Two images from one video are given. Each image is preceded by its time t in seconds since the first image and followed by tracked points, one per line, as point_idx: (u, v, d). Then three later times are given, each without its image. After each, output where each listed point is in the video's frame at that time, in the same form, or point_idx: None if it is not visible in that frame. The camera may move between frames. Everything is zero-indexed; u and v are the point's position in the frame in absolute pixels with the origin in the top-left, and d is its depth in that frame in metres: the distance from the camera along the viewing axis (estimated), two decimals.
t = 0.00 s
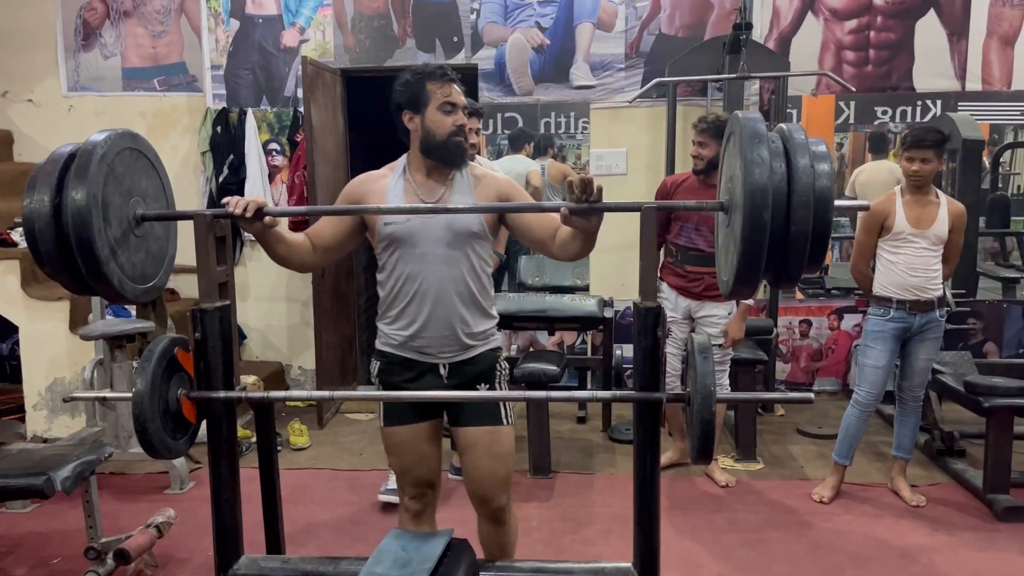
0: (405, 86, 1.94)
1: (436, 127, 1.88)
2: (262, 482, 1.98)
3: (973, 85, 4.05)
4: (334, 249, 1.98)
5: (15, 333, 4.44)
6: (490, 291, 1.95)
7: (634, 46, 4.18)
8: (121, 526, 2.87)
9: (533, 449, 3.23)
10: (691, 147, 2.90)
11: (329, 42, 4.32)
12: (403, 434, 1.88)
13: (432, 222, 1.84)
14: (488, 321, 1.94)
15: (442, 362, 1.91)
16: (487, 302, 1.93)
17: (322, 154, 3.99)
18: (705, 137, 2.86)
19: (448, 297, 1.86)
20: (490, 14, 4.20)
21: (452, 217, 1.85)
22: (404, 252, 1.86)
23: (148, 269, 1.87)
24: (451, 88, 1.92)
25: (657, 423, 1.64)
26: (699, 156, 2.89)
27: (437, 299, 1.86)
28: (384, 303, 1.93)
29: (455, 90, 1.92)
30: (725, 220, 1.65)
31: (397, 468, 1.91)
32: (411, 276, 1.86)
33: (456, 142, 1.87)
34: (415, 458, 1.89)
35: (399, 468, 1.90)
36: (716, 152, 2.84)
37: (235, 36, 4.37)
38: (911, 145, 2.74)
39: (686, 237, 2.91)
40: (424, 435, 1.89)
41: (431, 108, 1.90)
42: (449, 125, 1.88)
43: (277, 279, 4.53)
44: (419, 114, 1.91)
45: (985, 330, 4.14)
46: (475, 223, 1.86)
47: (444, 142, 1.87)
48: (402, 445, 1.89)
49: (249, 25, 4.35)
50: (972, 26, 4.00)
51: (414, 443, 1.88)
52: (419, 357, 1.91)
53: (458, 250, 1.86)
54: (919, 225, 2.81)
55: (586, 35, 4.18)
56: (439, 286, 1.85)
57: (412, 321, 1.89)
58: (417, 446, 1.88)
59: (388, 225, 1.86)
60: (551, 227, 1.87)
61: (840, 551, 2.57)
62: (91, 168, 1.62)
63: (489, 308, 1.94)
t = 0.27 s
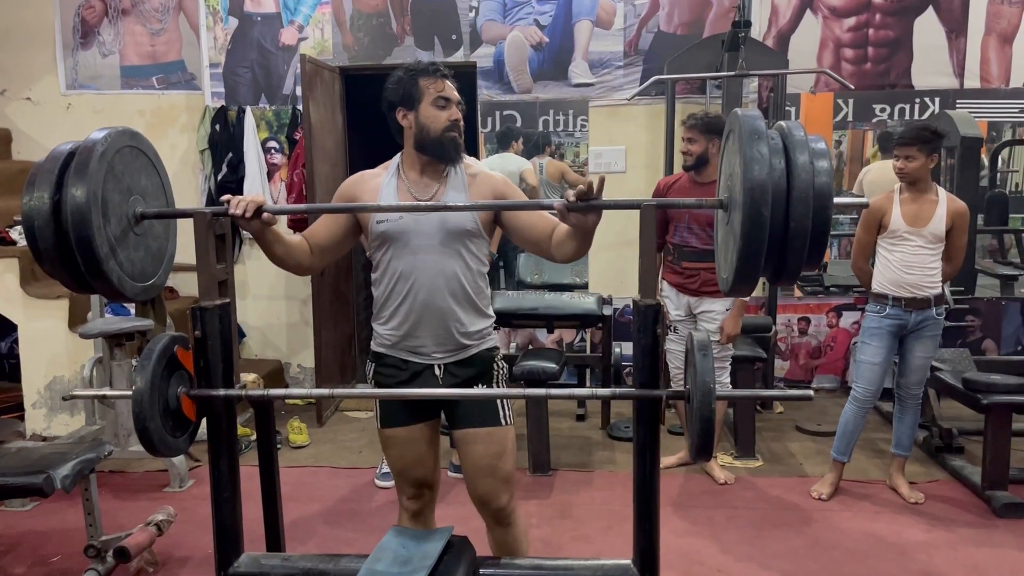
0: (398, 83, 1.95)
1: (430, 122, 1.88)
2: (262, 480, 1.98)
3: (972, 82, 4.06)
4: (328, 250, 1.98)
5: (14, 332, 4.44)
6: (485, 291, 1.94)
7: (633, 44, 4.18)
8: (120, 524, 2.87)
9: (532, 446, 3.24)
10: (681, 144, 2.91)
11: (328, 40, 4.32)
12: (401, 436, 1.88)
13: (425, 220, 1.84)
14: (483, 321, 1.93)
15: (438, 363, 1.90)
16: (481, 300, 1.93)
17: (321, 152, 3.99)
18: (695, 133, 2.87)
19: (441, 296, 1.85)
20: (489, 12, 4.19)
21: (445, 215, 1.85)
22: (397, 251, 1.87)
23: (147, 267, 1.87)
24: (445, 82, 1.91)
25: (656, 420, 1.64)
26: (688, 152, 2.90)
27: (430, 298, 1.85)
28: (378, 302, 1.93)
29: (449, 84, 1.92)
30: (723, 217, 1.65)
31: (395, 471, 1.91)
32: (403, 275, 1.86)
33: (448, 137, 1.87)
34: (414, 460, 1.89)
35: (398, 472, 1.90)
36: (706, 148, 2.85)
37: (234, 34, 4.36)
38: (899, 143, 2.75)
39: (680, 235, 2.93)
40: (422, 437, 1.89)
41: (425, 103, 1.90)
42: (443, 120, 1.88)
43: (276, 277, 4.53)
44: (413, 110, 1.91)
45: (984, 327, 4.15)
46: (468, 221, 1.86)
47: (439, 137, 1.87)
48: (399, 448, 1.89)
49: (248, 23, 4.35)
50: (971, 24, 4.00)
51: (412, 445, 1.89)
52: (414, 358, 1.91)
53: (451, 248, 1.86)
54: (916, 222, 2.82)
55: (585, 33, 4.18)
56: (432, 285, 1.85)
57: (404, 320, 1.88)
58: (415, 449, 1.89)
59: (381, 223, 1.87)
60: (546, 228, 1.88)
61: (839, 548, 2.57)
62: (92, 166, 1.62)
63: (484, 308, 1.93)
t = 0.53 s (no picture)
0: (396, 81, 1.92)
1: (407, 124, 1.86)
2: (264, 477, 1.98)
3: (972, 80, 4.06)
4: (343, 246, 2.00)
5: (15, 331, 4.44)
6: (497, 288, 1.93)
7: (633, 42, 4.18)
8: (122, 523, 2.88)
9: (533, 444, 3.24)
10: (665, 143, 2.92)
11: (328, 38, 4.31)
12: (412, 434, 1.88)
13: (439, 217, 1.83)
14: (494, 319, 1.92)
15: (449, 361, 1.90)
16: (493, 298, 1.92)
17: (321, 150, 3.99)
18: (676, 132, 2.89)
19: (453, 293, 1.85)
20: (489, 10, 4.19)
21: (459, 211, 1.84)
22: (410, 247, 1.86)
23: (148, 266, 1.86)
24: (439, 79, 1.83)
25: (658, 418, 1.64)
26: (672, 152, 2.91)
27: (442, 295, 1.85)
28: (389, 297, 1.92)
29: (443, 81, 1.84)
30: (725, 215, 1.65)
31: (404, 469, 1.91)
32: (416, 271, 1.85)
33: (422, 137, 1.83)
34: (424, 458, 1.89)
35: (406, 469, 1.90)
36: (689, 146, 2.86)
37: (234, 33, 4.36)
38: (895, 141, 2.75)
39: (674, 234, 2.92)
40: (432, 435, 1.89)
41: (417, 99, 1.84)
42: (416, 119, 1.83)
43: (277, 276, 4.53)
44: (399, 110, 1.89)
45: (984, 324, 4.15)
46: (484, 218, 1.85)
47: (422, 134, 1.83)
48: (410, 446, 1.89)
49: (247, 21, 4.35)
50: (971, 21, 4.00)
51: (422, 443, 1.88)
52: (424, 354, 1.91)
53: (464, 245, 1.85)
54: (916, 220, 2.81)
55: (585, 31, 4.17)
56: (444, 282, 1.84)
57: (415, 317, 1.88)
58: (425, 446, 1.89)
59: (394, 219, 1.86)
60: (559, 226, 1.88)
61: (840, 545, 2.58)
62: (92, 163, 1.62)
63: (495, 306, 1.93)
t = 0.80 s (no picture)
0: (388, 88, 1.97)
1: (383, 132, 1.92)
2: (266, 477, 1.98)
3: (975, 78, 4.04)
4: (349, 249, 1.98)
5: (17, 330, 4.44)
6: (500, 287, 1.91)
7: (635, 40, 4.17)
8: (125, 522, 2.88)
9: (535, 443, 3.24)
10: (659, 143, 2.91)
11: (329, 37, 4.31)
12: (415, 433, 1.88)
13: (437, 217, 1.83)
14: (497, 319, 1.91)
15: (452, 360, 1.90)
16: (496, 298, 1.90)
17: (322, 149, 3.99)
18: (670, 131, 2.88)
19: (453, 293, 1.84)
20: (491, 9, 4.19)
21: (457, 210, 1.83)
22: (410, 248, 1.86)
23: (150, 266, 1.86)
24: (398, 87, 1.87)
25: (662, 417, 1.64)
26: (666, 150, 2.90)
27: (442, 295, 1.84)
28: (394, 299, 1.93)
29: (403, 86, 1.87)
30: (729, 213, 1.64)
31: (409, 469, 1.91)
32: (417, 272, 1.85)
33: (391, 145, 1.90)
34: (428, 458, 1.88)
35: (412, 470, 1.90)
36: (682, 145, 2.86)
37: (235, 32, 4.36)
38: (899, 139, 2.74)
39: (673, 231, 2.92)
40: (436, 435, 1.89)
41: (383, 108, 1.90)
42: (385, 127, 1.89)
43: (279, 275, 4.53)
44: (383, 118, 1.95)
45: (987, 323, 4.14)
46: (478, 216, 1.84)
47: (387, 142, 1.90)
48: (414, 445, 1.89)
49: (249, 21, 4.34)
50: (974, 19, 3.99)
51: (426, 442, 1.88)
52: (428, 354, 1.91)
53: (464, 244, 1.84)
54: (919, 218, 2.81)
55: (587, 30, 4.17)
56: (444, 282, 1.83)
57: (418, 318, 1.88)
58: (429, 446, 1.89)
59: (395, 221, 1.87)
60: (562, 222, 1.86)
61: (844, 544, 2.57)
62: (95, 164, 1.61)
63: (498, 305, 1.91)
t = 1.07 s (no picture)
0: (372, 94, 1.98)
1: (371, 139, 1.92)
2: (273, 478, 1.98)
3: (981, 76, 4.02)
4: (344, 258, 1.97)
5: (22, 331, 4.45)
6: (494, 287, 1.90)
7: (640, 39, 4.15)
8: (130, 523, 2.88)
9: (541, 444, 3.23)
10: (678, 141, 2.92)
11: (334, 37, 4.31)
12: (414, 434, 1.87)
13: (426, 218, 1.82)
14: (492, 318, 1.90)
15: (447, 361, 1.89)
16: (489, 297, 1.89)
17: (327, 149, 3.98)
18: (689, 130, 2.88)
19: (444, 294, 1.83)
20: (495, 8, 4.18)
21: (447, 210, 1.82)
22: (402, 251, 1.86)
23: (156, 267, 1.85)
24: (380, 92, 1.88)
25: (671, 417, 1.63)
26: (685, 148, 2.92)
27: (433, 297, 1.83)
28: (388, 303, 1.92)
29: (386, 90, 1.87)
30: (738, 213, 1.63)
31: (409, 470, 1.90)
32: (411, 274, 1.85)
33: (379, 151, 1.89)
34: (428, 458, 1.88)
35: (413, 471, 1.89)
36: (702, 143, 2.86)
37: (240, 32, 4.36)
38: (909, 137, 2.72)
39: (685, 229, 2.93)
40: (434, 435, 1.88)
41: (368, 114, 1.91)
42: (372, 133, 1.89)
43: (283, 275, 4.53)
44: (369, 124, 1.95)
45: (994, 322, 4.12)
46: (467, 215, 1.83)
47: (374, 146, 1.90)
48: (413, 446, 1.88)
49: (253, 20, 4.34)
50: (980, 17, 3.97)
51: (426, 443, 1.87)
52: (423, 356, 1.90)
53: (455, 245, 1.83)
54: (927, 216, 2.79)
55: (592, 28, 4.16)
56: (435, 284, 1.83)
57: (411, 320, 1.87)
58: (429, 446, 1.88)
59: (387, 224, 1.86)
60: (555, 219, 1.84)
61: (852, 545, 2.56)
62: (102, 164, 1.61)
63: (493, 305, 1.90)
